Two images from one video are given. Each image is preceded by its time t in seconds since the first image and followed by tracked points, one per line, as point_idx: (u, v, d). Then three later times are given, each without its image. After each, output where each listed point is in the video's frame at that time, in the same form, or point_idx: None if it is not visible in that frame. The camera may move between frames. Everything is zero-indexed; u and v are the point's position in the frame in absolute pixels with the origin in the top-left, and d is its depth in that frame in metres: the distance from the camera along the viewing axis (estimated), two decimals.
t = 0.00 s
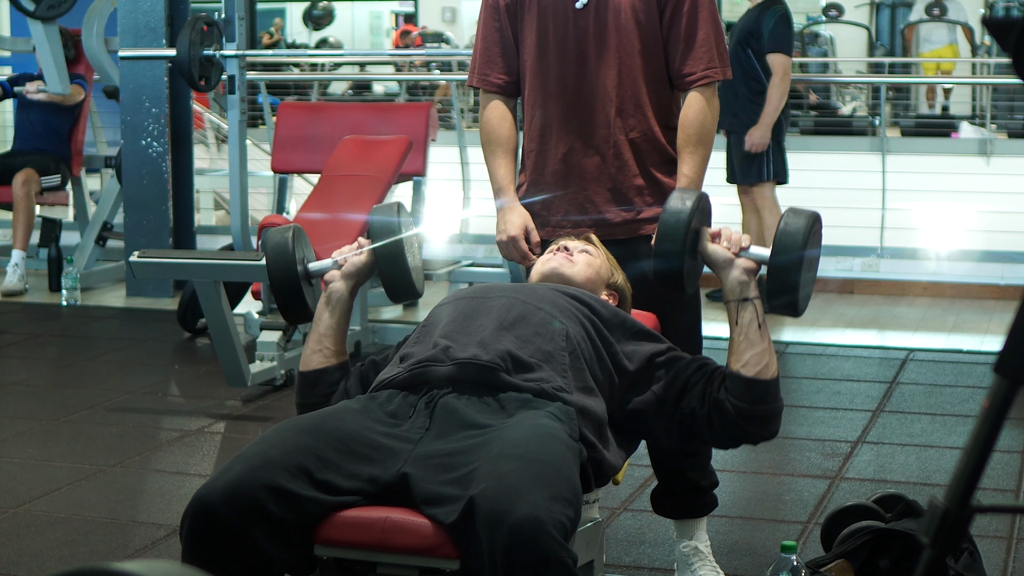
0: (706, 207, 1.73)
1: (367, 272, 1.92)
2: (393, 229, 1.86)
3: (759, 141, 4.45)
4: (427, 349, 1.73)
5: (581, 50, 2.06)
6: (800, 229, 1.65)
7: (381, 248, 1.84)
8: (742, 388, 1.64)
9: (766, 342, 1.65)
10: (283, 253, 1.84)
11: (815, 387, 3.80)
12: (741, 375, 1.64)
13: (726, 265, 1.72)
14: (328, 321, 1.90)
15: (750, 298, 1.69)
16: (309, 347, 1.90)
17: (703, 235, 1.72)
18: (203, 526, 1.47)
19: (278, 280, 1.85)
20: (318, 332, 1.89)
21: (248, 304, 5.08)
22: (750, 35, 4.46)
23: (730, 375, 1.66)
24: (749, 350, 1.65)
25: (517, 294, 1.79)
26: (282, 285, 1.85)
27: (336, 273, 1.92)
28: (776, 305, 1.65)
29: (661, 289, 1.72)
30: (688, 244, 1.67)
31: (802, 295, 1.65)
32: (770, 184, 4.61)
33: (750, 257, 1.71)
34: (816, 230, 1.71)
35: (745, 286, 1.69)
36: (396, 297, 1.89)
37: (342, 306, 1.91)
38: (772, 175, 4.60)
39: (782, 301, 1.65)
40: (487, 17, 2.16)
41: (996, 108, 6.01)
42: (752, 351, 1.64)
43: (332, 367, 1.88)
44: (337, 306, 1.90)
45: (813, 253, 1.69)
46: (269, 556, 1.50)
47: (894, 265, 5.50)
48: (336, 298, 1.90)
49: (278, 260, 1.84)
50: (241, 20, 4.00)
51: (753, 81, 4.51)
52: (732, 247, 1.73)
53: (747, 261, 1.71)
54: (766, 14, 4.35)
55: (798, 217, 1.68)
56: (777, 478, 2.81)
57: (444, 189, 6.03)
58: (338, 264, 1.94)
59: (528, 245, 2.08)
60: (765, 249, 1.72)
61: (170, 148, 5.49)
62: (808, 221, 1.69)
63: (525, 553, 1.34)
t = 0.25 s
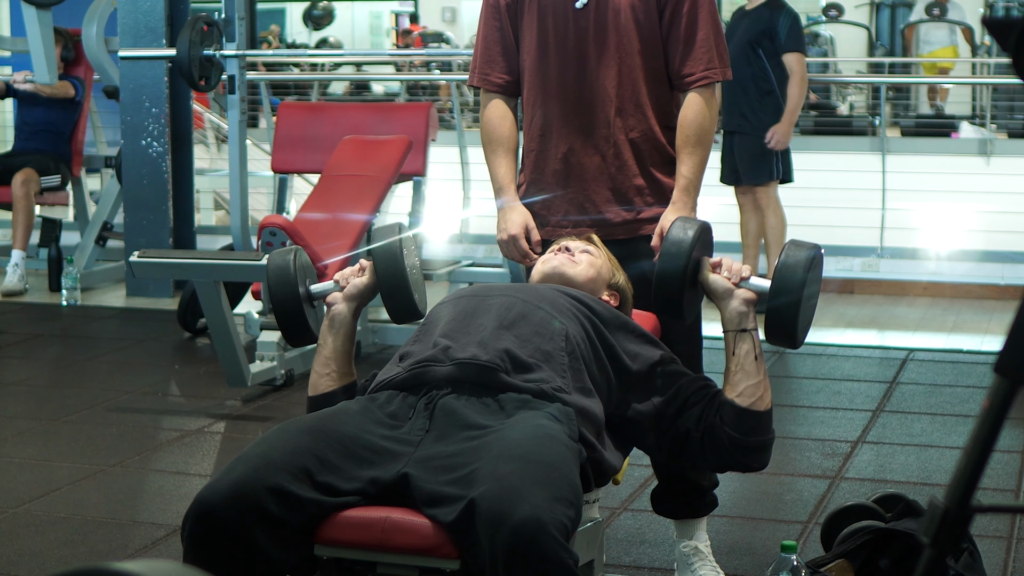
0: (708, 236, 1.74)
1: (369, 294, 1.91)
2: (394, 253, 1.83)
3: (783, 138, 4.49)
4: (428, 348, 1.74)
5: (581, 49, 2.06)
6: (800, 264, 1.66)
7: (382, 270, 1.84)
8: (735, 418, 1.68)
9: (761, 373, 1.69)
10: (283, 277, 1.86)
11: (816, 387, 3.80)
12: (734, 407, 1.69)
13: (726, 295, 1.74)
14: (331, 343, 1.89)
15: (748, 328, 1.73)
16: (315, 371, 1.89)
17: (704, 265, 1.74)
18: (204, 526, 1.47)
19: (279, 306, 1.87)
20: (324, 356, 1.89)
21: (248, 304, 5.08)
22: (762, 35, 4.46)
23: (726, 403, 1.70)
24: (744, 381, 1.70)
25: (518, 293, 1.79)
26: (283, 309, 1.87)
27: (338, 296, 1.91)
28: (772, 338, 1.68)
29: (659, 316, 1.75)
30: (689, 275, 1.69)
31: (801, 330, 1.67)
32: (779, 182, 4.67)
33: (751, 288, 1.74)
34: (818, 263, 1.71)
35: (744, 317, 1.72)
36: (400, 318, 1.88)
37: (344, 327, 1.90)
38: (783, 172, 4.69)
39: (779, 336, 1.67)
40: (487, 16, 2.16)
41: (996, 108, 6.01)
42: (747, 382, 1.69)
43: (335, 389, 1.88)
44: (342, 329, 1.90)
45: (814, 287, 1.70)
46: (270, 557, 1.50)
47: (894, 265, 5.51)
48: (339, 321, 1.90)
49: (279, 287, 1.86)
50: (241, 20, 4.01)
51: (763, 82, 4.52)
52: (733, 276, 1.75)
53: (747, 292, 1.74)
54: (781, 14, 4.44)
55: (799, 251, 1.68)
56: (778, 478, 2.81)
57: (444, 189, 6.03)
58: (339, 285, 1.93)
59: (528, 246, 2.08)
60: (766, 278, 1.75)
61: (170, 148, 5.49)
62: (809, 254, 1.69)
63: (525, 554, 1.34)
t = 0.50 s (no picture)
0: (705, 241, 1.75)
1: (369, 294, 1.90)
2: (396, 259, 1.82)
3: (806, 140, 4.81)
4: (430, 347, 1.73)
5: (582, 50, 2.06)
6: (795, 270, 1.66)
7: (382, 272, 1.83)
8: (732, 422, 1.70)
9: (756, 379, 1.70)
10: (282, 281, 1.89)
11: (816, 387, 3.80)
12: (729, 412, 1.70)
13: (722, 300, 1.74)
14: (335, 345, 1.89)
15: (745, 334, 1.72)
16: (319, 371, 1.90)
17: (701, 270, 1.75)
18: (206, 527, 1.47)
19: (278, 308, 1.89)
20: (327, 356, 1.90)
21: (248, 304, 5.08)
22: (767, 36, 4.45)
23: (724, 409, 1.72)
24: (739, 386, 1.71)
25: (520, 294, 1.79)
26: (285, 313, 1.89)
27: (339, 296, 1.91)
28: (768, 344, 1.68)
29: (655, 319, 1.76)
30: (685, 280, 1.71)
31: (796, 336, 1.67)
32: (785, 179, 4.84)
33: (746, 295, 1.73)
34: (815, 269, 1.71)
35: (740, 323, 1.71)
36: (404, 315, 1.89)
37: (346, 328, 1.90)
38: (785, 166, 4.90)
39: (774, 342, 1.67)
40: (488, 16, 2.16)
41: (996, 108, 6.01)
42: (743, 389, 1.70)
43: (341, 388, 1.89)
44: (343, 329, 1.90)
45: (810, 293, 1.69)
46: (271, 558, 1.49)
47: (895, 265, 5.55)
48: (340, 321, 1.90)
49: (279, 290, 1.88)
50: (241, 20, 4.01)
51: (767, 82, 4.48)
52: (729, 282, 1.74)
53: (743, 297, 1.73)
54: (785, 14, 4.43)
55: (795, 257, 1.68)
56: (778, 478, 2.81)
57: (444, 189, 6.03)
58: (340, 285, 1.93)
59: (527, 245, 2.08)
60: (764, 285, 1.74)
61: (170, 148, 5.49)
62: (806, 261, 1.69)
63: (524, 554, 1.34)
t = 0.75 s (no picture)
0: (697, 163, 1.62)
1: (374, 224, 1.75)
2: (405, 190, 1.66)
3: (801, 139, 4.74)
4: (432, 346, 1.73)
5: (584, 49, 2.06)
6: (788, 186, 1.52)
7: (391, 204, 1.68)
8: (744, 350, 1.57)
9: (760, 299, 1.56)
10: (288, 204, 1.70)
11: (816, 387, 3.80)
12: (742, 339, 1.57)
13: (716, 225, 1.59)
14: (333, 269, 1.76)
15: (744, 256, 1.57)
16: (308, 294, 1.78)
17: (693, 194, 1.61)
18: (207, 527, 1.47)
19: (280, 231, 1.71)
20: (322, 279, 1.76)
21: (247, 304, 5.08)
22: (766, 36, 4.42)
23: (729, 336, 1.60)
24: (745, 307, 1.56)
25: (523, 294, 1.78)
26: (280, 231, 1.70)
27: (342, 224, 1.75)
28: (768, 262, 1.53)
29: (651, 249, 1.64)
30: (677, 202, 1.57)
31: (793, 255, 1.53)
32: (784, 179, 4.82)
33: (741, 216, 1.57)
34: (810, 190, 1.58)
35: (736, 245, 1.56)
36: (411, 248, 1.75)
37: (347, 256, 1.76)
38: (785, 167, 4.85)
39: (773, 262, 1.53)
40: (489, 14, 2.16)
41: (996, 108, 6.02)
42: (750, 308, 1.56)
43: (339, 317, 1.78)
44: (343, 256, 1.76)
45: (806, 213, 1.56)
46: (273, 558, 1.49)
47: (894, 265, 5.56)
48: (342, 249, 1.75)
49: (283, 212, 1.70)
50: (241, 20, 4.01)
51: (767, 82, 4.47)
52: (722, 206, 1.59)
53: (737, 220, 1.58)
54: (785, 14, 4.38)
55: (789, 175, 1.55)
56: (778, 479, 2.81)
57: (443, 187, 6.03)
58: (341, 211, 1.76)
59: (529, 244, 2.07)
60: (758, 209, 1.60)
61: (170, 148, 5.49)
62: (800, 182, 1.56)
63: (523, 553, 1.34)
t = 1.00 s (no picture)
0: (688, 99, 1.69)
1: (387, 163, 1.83)
2: (418, 129, 1.75)
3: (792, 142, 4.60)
4: (430, 347, 1.73)
5: (583, 47, 2.06)
6: (775, 116, 1.57)
7: (404, 142, 1.76)
8: (734, 287, 1.61)
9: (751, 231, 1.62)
10: (304, 138, 1.79)
11: (816, 387, 3.80)
12: (731, 274, 1.61)
13: (708, 157, 1.66)
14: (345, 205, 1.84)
15: (735, 187, 1.64)
16: (320, 231, 1.85)
17: (684, 129, 1.68)
18: (206, 528, 1.47)
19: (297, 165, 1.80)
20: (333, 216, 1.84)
21: (248, 304, 5.07)
22: (762, 37, 4.44)
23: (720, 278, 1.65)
24: (736, 241, 1.62)
25: (519, 293, 1.78)
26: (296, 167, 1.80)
27: (356, 162, 1.83)
28: (757, 192, 1.59)
29: (646, 185, 1.71)
30: (668, 138, 1.65)
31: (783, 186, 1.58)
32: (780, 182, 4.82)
33: (731, 148, 1.65)
34: (799, 118, 1.63)
35: (727, 176, 1.63)
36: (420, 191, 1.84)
37: (358, 194, 1.84)
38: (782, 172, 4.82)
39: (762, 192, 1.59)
40: (488, 13, 2.16)
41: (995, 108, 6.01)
42: (739, 242, 1.62)
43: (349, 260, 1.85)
44: (354, 194, 1.84)
45: (795, 140, 1.61)
46: (272, 559, 1.49)
47: (895, 265, 5.60)
48: (354, 185, 1.83)
49: (298, 146, 1.79)
50: (240, 20, 4.01)
51: (763, 82, 4.46)
52: (714, 139, 1.67)
53: (728, 151, 1.65)
54: (780, 14, 4.41)
55: (777, 105, 1.60)
56: (777, 479, 2.81)
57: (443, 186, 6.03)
58: (356, 149, 1.84)
59: (528, 242, 2.07)
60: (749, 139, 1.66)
61: (170, 148, 5.49)
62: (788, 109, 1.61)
63: (521, 554, 1.34)
